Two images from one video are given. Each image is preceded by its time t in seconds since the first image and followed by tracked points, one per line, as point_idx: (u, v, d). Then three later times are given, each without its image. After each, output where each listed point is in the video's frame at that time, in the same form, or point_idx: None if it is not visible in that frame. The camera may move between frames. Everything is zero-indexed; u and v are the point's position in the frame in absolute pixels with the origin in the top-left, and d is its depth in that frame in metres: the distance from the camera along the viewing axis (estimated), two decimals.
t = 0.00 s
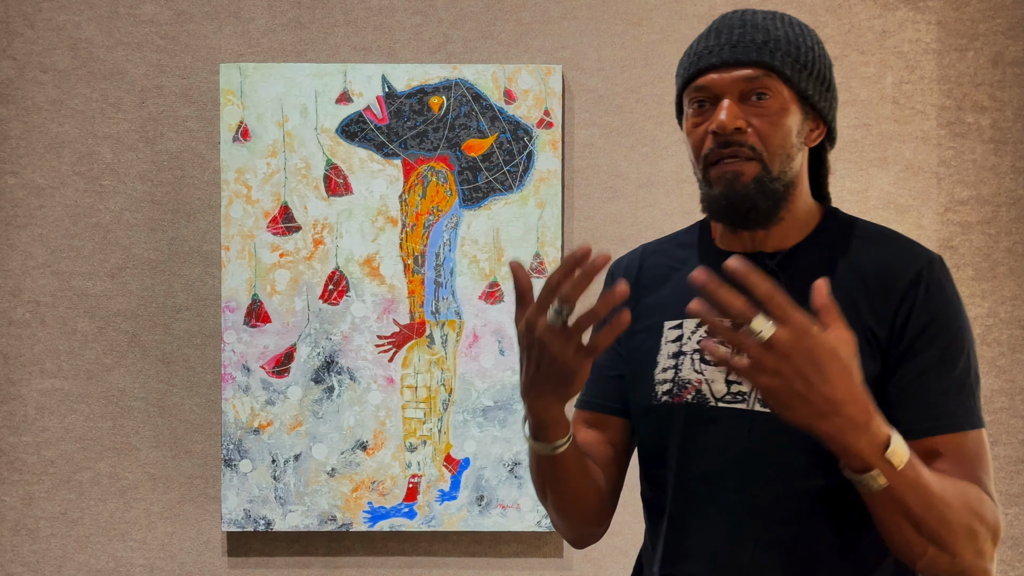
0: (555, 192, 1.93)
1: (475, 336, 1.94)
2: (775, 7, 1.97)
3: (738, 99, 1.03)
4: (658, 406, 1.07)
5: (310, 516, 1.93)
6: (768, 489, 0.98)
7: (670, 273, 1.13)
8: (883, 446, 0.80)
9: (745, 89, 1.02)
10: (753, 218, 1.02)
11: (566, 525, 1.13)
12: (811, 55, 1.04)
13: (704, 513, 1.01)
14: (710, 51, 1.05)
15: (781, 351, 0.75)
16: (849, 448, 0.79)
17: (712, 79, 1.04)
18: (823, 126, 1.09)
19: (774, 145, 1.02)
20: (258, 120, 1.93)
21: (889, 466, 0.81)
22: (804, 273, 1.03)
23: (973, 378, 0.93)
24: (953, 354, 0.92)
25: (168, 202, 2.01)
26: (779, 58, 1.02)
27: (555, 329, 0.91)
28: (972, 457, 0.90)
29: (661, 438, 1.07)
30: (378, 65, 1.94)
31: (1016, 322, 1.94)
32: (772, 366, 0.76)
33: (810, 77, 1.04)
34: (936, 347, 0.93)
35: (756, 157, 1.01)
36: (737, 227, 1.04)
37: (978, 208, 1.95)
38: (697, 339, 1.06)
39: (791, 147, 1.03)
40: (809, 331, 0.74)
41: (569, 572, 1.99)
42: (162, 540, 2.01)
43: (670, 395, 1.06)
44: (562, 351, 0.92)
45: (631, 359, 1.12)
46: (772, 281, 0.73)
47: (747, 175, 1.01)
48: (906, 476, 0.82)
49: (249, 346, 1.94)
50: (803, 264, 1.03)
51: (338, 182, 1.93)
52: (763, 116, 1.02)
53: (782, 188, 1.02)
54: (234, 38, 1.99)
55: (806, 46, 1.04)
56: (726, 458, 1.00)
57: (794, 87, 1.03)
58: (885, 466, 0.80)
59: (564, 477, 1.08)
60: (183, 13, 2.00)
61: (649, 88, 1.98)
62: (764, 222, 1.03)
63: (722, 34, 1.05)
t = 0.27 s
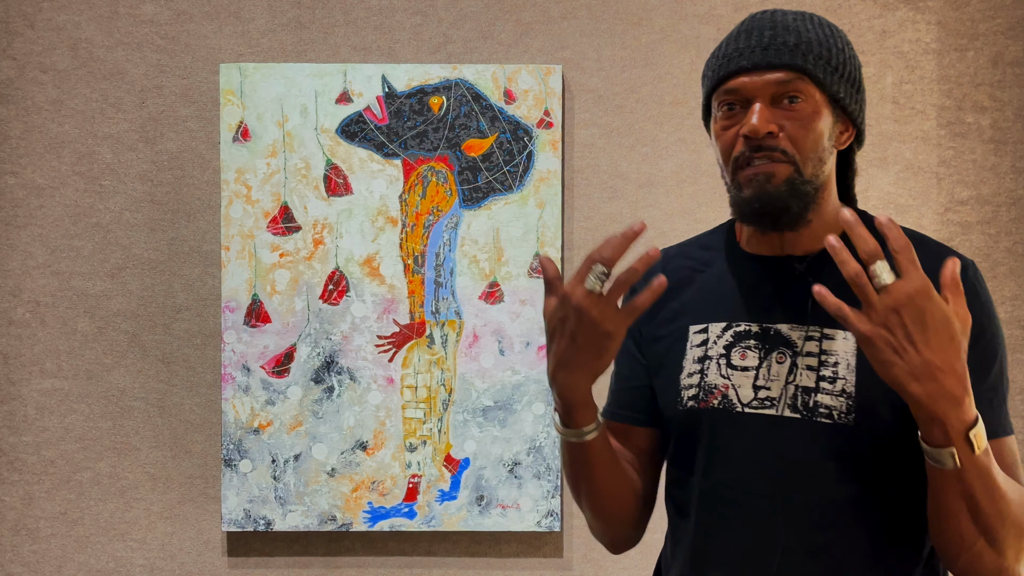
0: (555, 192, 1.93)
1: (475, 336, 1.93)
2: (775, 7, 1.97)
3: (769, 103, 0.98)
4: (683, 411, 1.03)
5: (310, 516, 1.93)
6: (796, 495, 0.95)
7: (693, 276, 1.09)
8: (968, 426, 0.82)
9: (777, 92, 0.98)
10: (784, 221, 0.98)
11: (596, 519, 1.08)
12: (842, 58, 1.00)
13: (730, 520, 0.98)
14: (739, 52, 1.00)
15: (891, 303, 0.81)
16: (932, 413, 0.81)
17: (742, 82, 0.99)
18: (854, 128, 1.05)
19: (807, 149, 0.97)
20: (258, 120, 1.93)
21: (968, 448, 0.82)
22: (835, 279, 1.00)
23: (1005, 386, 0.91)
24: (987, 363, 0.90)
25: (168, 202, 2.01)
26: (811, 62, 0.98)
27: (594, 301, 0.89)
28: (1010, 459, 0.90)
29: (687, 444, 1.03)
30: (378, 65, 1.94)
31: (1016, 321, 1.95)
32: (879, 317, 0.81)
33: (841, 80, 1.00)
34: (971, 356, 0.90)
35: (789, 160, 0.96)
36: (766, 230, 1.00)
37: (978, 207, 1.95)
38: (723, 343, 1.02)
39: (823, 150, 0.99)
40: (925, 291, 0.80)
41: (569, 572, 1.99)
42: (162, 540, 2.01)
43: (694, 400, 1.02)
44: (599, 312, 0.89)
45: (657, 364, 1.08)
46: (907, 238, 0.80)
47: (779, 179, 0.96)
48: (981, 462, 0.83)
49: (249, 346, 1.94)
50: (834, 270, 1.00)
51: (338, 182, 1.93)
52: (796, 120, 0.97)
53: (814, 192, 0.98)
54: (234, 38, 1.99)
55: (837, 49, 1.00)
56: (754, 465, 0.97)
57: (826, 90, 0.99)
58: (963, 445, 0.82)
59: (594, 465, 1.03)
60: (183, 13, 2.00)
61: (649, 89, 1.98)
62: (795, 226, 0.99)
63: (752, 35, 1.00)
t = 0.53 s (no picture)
0: (555, 192, 1.92)
1: (475, 336, 1.93)
2: (775, 7, 1.97)
3: (790, 103, 0.95)
4: (701, 410, 1.04)
5: (310, 516, 1.93)
6: (813, 498, 0.94)
7: (709, 278, 1.08)
8: (928, 490, 0.81)
9: (798, 91, 0.95)
10: (805, 224, 0.95)
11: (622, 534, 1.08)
12: (861, 58, 0.98)
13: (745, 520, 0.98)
14: (759, 52, 0.97)
15: (830, 393, 0.77)
16: (886, 487, 0.80)
17: (762, 82, 0.96)
18: (871, 129, 1.03)
19: (828, 151, 0.94)
20: (258, 120, 1.93)
21: (935, 506, 0.81)
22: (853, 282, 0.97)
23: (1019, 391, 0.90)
24: (1003, 367, 0.88)
25: (168, 202, 2.01)
26: (832, 61, 0.95)
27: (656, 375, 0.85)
28: (1014, 472, 0.88)
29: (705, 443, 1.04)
30: (378, 65, 1.94)
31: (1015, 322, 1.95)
32: (820, 407, 0.78)
33: (860, 80, 0.97)
34: (986, 360, 0.89)
35: (811, 161, 0.93)
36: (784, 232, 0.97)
37: (978, 208, 1.95)
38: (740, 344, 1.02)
39: (843, 151, 0.96)
40: (860, 377, 0.76)
41: (569, 572, 1.99)
42: (162, 540, 2.01)
43: (712, 401, 1.02)
44: (659, 390, 0.85)
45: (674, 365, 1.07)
46: (832, 325, 0.75)
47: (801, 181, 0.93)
48: (953, 514, 0.82)
49: (249, 346, 1.94)
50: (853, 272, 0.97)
51: (338, 182, 1.93)
52: (817, 120, 0.94)
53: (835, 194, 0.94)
54: (234, 38, 1.99)
55: (857, 49, 0.98)
56: (770, 465, 0.96)
57: (846, 90, 0.96)
58: (929, 508, 0.81)
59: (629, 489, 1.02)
60: (183, 13, 2.00)
61: (649, 89, 1.98)
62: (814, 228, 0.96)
63: (772, 35, 0.97)
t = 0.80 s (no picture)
0: (555, 192, 1.92)
1: (475, 336, 1.93)
2: (775, 7, 1.97)
3: (795, 100, 0.95)
4: (699, 409, 1.03)
5: (310, 516, 1.93)
6: (813, 495, 0.94)
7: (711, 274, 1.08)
8: (964, 422, 0.79)
9: (803, 89, 0.95)
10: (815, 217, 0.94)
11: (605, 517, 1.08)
12: (864, 58, 0.98)
13: (747, 521, 0.97)
14: (762, 51, 0.97)
15: (890, 296, 0.76)
16: (926, 407, 0.78)
17: (767, 80, 0.96)
18: (873, 129, 1.03)
19: (834, 147, 0.94)
20: (258, 120, 1.93)
21: (967, 445, 0.80)
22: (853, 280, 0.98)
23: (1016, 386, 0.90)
24: (998, 362, 0.89)
25: (168, 202, 2.01)
26: (836, 60, 0.95)
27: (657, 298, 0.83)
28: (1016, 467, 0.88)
29: (704, 443, 1.03)
30: (378, 65, 1.94)
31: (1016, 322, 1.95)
32: (877, 311, 0.77)
33: (863, 79, 0.98)
34: (979, 354, 0.89)
35: (817, 155, 0.93)
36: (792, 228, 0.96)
37: (978, 208, 1.95)
38: (741, 342, 1.01)
39: (847, 149, 0.96)
40: (926, 287, 0.75)
41: (569, 572, 1.99)
42: (162, 540, 2.01)
43: (713, 399, 1.02)
44: (663, 312, 0.84)
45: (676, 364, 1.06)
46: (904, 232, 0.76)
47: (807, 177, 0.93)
48: (977, 461, 0.81)
49: (249, 346, 1.94)
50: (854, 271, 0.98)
51: (338, 182, 1.93)
52: (822, 117, 0.94)
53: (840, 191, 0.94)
54: (234, 38, 1.99)
55: (860, 50, 0.98)
56: (772, 465, 0.96)
57: (850, 88, 0.96)
58: (960, 441, 0.80)
59: (626, 477, 1.02)
60: (183, 13, 2.00)
61: (649, 89, 1.98)
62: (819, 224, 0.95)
63: (775, 34, 0.97)
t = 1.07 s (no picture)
0: (555, 192, 1.92)
1: (475, 336, 1.93)
2: (774, 7, 1.97)
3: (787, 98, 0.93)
4: (694, 412, 1.02)
5: (310, 516, 1.93)
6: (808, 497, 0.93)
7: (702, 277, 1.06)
8: (950, 478, 0.80)
9: (794, 86, 0.93)
10: (803, 220, 0.92)
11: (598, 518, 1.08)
12: (858, 54, 0.96)
13: (737, 523, 0.97)
14: (756, 47, 0.95)
15: (856, 389, 0.76)
16: (909, 479, 0.79)
17: (760, 76, 0.94)
18: (866, 127, 1.01)
19: (825, 147, 0.92)
20: (258, 120, 1.93)
21: (956, 496, 0.80)
22: (850, 289, 0.96)
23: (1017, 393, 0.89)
24: (1002, 371, 0.88)
25: (168, 202, 2.01)
26: (828, 57, 0.93)
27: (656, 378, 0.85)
28: (1018, 471, 0.88)
29: (696, 447, 1.02)
30: (378, 65, 1.94)
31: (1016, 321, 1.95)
32: (846, 403, 0.76)
33: (856, 77, 0.96)
34: (986, 364, 0.88)
35: (807, 156, 0.91)
36: (782, 228, 0.95)
37: (978, 207, 1.95)
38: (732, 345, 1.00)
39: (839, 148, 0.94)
40: (885, 371, 0.75)
41: (569, 572, 1.99)
42: (162, 540, 2.01)
43: (705, 402, 1.01)
44: (658, 393, 0.85)
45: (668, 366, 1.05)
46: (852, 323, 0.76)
47: (797, 177, 0.91)
48: (970, 505, 0.81)
49: (249, 346, 1.94)
50: (851, 278, 0.96)
51: (338, 182, 1.93)
52: (814, 115, 0.92)
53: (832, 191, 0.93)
54: (234, 38, 1.99)
55: (853, 45, 0.96)
56: (761, 469, 0.95)
57: (842, 87, 0.94)
58: (950, 498, 0.80)
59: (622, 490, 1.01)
60: (183, 13, 1.99)
61: (649, 89, 1.98)
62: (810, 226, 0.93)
63: (769, 30, 0.95)
